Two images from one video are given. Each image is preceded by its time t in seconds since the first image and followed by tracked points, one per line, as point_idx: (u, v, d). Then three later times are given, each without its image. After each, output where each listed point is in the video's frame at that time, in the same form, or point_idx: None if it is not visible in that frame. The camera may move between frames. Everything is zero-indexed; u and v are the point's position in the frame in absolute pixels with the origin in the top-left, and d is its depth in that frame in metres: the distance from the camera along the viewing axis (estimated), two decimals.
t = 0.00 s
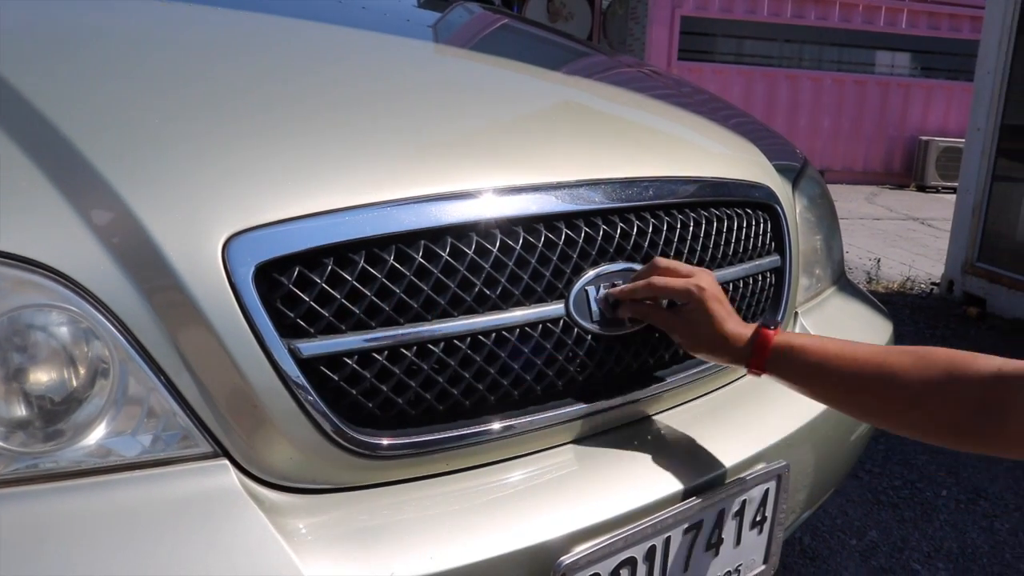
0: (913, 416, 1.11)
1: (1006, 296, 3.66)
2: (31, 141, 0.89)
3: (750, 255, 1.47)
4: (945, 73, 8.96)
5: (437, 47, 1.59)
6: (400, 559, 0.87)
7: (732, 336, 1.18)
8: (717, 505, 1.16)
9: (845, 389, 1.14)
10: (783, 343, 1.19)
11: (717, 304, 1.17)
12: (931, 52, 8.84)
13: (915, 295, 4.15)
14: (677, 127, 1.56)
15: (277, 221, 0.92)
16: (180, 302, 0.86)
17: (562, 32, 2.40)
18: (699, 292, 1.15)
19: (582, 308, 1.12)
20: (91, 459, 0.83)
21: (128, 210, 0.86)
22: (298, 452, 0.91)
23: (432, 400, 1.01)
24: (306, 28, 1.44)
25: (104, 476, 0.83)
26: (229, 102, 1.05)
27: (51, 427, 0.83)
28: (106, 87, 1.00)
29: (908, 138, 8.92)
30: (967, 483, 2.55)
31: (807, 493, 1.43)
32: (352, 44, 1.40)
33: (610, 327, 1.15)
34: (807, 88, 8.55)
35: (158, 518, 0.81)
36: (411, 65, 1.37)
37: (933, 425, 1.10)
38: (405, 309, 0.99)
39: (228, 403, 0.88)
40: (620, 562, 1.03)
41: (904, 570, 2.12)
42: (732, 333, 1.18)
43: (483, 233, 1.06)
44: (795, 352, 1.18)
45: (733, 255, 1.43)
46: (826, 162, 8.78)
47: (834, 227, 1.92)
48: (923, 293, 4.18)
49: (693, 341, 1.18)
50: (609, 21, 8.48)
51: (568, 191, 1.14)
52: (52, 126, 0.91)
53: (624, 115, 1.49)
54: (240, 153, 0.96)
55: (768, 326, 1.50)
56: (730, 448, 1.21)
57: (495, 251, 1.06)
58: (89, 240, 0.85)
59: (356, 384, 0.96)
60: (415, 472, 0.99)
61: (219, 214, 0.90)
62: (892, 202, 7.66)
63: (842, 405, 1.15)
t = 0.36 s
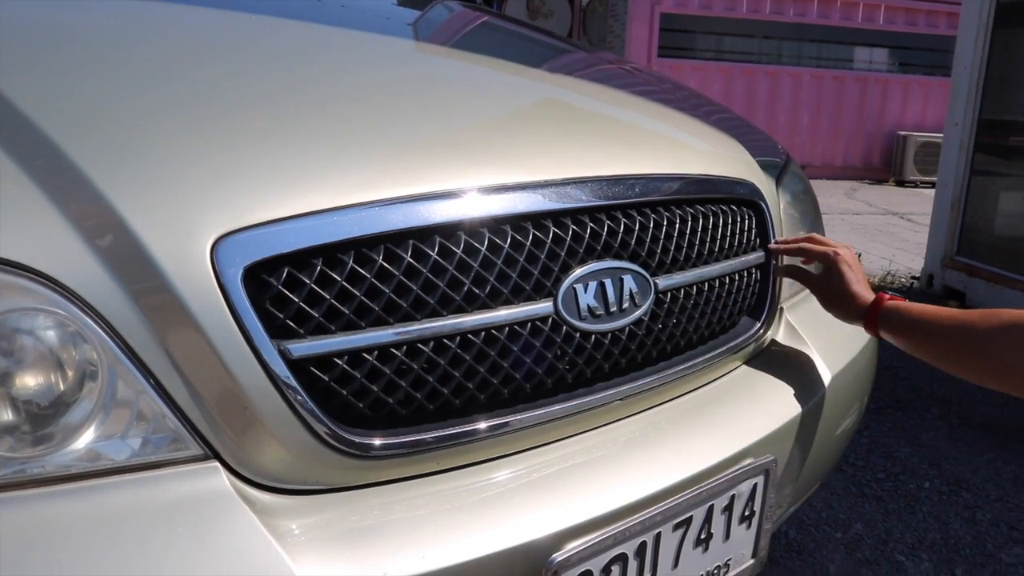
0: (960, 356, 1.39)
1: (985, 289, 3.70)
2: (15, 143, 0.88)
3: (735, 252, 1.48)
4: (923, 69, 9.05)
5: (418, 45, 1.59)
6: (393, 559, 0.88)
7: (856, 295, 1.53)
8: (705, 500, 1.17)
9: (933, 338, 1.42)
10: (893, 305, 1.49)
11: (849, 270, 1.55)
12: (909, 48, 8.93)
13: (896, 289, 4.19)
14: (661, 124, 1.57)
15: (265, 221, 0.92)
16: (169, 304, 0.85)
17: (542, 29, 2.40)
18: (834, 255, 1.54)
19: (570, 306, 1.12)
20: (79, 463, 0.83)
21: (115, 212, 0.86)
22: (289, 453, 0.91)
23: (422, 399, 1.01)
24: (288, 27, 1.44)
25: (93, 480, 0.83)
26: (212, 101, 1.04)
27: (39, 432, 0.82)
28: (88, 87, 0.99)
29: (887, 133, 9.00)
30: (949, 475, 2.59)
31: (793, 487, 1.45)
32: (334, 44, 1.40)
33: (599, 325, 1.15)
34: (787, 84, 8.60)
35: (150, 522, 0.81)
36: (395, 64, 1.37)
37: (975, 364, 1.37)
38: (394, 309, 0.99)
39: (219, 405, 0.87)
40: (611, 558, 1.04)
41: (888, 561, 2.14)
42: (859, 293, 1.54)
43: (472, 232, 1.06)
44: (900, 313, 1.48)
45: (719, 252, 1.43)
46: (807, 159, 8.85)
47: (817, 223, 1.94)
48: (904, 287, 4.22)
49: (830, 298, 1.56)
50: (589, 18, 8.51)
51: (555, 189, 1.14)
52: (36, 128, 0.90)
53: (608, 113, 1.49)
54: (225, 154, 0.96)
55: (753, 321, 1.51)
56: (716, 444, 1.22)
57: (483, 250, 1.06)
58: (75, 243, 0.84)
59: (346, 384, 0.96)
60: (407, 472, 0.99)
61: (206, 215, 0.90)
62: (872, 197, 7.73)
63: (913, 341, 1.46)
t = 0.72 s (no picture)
0: (955, 366, 1.36)
1: (965, 283, 3.75)
2: None
3: (719, 250, 1.49)
4: (902, 65, 9.14)
5: (400, 47, 1.59)
6: (385, 560, 0.88)
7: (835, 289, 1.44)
8: (693, 498, 1.18)
9: (927, 343, 1.38)
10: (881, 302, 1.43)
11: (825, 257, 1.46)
12: (888, 45, 9.01)
13: (878, 284, 4.24)
14: (644, 124, 1.58)
15: (253, 226, 0.92)
16: (157, 309, 0.85)
17: (524, 29, 2.40)
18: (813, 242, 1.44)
19: (557, 306, 1.13)
20: (68, 470, 0.83)
21: (102, 217, 0.86)
22: (280, 457, 0.91)
23: (412, 401, 1.02)
24: (271, 30, 1.44)
25: (83, 487, 0.83)
26: (196, 105, 1.04)
27: (27, 439, 0.82)
28: (71, 92, 0.99)
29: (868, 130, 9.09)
30: (932, 468, 2.62)
31: (780, 484, 1.46)
32: (317, 46, 1.40)
33: (586, 325, 1.16)
34: (768, 82, 8.66)
35: (142, 528, 0.81)
36: (379, 66, 1.37)
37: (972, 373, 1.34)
38: (383, 312, 0.99)
39: (209, 410, 0.87)
40: (601, 557, 1.05)
41: (873, 555, 2.17)
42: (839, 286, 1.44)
43: (459, 234, 1.06)
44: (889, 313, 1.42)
45: (703, 251, 1.45)
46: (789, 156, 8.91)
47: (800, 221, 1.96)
48: (885, 283, 4.26)
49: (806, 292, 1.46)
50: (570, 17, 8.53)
51: (540, 191, 1.15)
52: (20, 134, 0.90)
53: (592, 113, 1.50)
54: (211, 158, 0.96)
55: (738, 320, 1.53)
56: (703, 442, 1.23)
57: (471, 252, 1.07)
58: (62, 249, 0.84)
59: (336, 387, 0.96)
60: (398, 473, 0.99)
61: (193, 220, 0.90)
62: (853, 194, 7.80)
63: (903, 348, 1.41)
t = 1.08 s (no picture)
0: (867, 382, 1.19)
1: (945, 281, 3.81)
2: None
3: (705, 252, 1.51)
4: (882, 65, 9.24)
5: (387, 50, 1.60)
6: (381, 560, 0.89)
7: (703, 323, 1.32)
8: (682, 496, 1.20)
9: (827, 358, 1.23)
10: (761, 329, 1.32)
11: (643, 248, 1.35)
12: (869, 45, 9.11)
13: (860, 283, 4.29)
14: (631, 127, 1.60)
15: (248, 231, 0.93)
16: (154, 313, 0.86)
17: (508, 31, 2.42)
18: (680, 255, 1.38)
19: (548, 308, 1.15)
20: (66, 473, 0.84)
21: (99, 222, 0.87)
22: (276, 459, 0.92)
23: (405, 403, 1.03)
24: (260, 33, 1.45)
25: (81, 490, 0.84)
26: (189, 110, 1.05)
27: (25, 444, 0.83)
28: (64, 98, 1.00)
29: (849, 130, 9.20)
30: (914, 464, 2.66)
31: (765, 482, 1.49)
32: (308, 49, 1.42)
33: (575, 327, 1.18)
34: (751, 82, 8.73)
35: (141, 531, 0.82)
36: (368, 69, 1.39)
37: (891, 388, 1.16)
38: (377, 315, 1.00)
39: (206, 413, 0.88)
40: (593, 554, 1.07)
41: (857, 550, 2.20)
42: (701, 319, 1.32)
43: (451, 238, 1.08)
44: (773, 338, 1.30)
45: (690, 253, 1.47)
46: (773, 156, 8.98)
47: (785, 222, 1.98)
48: (868, 282, 4.32)
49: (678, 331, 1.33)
50: (552, 16, 8.55)
51: (531, 195, 1.16)
52: (18, 140, 0.91)
53: (579, 116, 1.52)
54: (205, 163, 0.97)
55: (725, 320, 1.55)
56: (690, 442, 1.25)
57: (462, 256, 1.08)
58: (59, 254, 0.85)
59: (331, 390, 0.98)
60: (393, 474, 1.01)
61: (189, 225, 0.91)
62: (836, 193, 7.87)
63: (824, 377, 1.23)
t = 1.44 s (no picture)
0: (941, 380, 1.05)
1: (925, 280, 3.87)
2: None
3: (695, 254, 1.54)
4: (861, 65, 9.36)
5: (373, 55, 1.62)
6: (387, 557, 0.92)
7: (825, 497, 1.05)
8: (675, 493, 1.23)
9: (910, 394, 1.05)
10: (843, 437, 1.07)
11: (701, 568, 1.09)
12: (848, 46, 9.21)
13: (842, 283, 4.34)
14: (618, 130, 1.62)
15: (251, 237, 0.95)
16: (160, 318, 0.88)
17: (491, 33, 2.43)
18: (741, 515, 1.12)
19: (544, 311, 1.17)
20: (73, 476, 0.86)
21: (105, 228, 0.88)
22: (281, 461, 0.93)
23: (406, 404, 1.05)
24: (249, 39, 1.46)
25: (89, 492, 0.85)
26: (186, 116, 1.07)
27: (34, 448, 0.85)
28: (62, 105, 1.01)
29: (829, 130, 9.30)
30: (896, 460, 2.70)
31: (754, 479, 1.52)
32: (299, 55, 1.43)
33: (571, 328, 1.20)
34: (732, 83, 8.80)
35: (149, 531, 0.84)
36: (359, 74, 1.41)
37: (959, 360, 1.04)
38: (378, 319, 1.02)
39: (213, 416, 0.90)
40: (590, 550, 1.09)
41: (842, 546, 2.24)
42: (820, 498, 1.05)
43: (449, 242, 1.10)
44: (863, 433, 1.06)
45: (680, 255, 1.50)
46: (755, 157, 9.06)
47: (771, 224, 2.02)
48: (849, 281, 4.37)
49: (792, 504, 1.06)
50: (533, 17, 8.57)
51: (526, 200, 1.18)
52: (21, 147, 0.92)
53: (568, 120, 1.55)
54: (205, 169, 0.98)
55: (714, 321, 1.58)
56: (682, 441, 1.28)
57: (460, 260, 1.10)
58: (66, 261, 0.87)
59: (335, 392, 0.99)
60: (395, 474, 1.02)
61: (193, 231, 0.92)
62: (818, 193, 7.95)
63: (902, 431, 1.06)
